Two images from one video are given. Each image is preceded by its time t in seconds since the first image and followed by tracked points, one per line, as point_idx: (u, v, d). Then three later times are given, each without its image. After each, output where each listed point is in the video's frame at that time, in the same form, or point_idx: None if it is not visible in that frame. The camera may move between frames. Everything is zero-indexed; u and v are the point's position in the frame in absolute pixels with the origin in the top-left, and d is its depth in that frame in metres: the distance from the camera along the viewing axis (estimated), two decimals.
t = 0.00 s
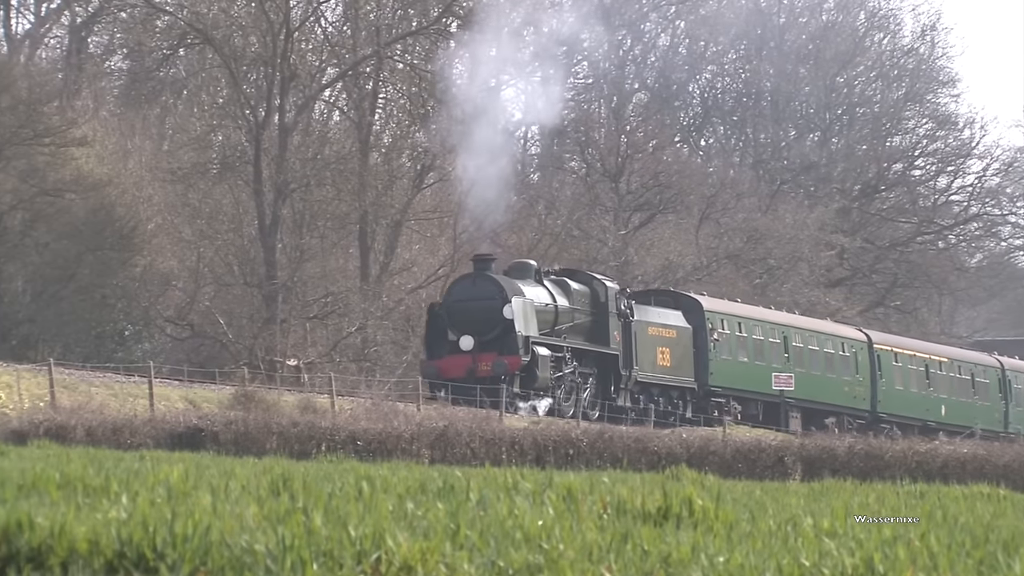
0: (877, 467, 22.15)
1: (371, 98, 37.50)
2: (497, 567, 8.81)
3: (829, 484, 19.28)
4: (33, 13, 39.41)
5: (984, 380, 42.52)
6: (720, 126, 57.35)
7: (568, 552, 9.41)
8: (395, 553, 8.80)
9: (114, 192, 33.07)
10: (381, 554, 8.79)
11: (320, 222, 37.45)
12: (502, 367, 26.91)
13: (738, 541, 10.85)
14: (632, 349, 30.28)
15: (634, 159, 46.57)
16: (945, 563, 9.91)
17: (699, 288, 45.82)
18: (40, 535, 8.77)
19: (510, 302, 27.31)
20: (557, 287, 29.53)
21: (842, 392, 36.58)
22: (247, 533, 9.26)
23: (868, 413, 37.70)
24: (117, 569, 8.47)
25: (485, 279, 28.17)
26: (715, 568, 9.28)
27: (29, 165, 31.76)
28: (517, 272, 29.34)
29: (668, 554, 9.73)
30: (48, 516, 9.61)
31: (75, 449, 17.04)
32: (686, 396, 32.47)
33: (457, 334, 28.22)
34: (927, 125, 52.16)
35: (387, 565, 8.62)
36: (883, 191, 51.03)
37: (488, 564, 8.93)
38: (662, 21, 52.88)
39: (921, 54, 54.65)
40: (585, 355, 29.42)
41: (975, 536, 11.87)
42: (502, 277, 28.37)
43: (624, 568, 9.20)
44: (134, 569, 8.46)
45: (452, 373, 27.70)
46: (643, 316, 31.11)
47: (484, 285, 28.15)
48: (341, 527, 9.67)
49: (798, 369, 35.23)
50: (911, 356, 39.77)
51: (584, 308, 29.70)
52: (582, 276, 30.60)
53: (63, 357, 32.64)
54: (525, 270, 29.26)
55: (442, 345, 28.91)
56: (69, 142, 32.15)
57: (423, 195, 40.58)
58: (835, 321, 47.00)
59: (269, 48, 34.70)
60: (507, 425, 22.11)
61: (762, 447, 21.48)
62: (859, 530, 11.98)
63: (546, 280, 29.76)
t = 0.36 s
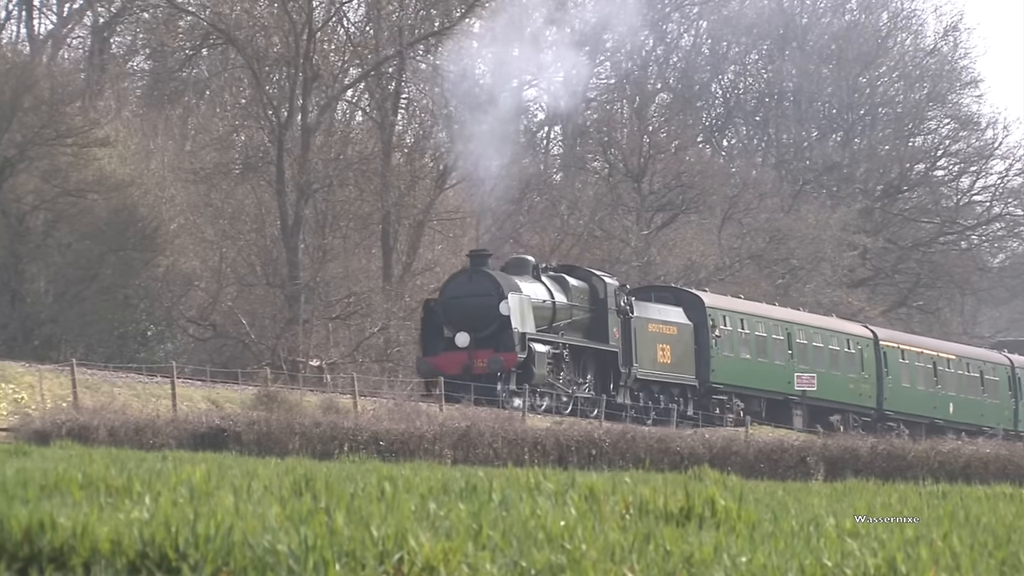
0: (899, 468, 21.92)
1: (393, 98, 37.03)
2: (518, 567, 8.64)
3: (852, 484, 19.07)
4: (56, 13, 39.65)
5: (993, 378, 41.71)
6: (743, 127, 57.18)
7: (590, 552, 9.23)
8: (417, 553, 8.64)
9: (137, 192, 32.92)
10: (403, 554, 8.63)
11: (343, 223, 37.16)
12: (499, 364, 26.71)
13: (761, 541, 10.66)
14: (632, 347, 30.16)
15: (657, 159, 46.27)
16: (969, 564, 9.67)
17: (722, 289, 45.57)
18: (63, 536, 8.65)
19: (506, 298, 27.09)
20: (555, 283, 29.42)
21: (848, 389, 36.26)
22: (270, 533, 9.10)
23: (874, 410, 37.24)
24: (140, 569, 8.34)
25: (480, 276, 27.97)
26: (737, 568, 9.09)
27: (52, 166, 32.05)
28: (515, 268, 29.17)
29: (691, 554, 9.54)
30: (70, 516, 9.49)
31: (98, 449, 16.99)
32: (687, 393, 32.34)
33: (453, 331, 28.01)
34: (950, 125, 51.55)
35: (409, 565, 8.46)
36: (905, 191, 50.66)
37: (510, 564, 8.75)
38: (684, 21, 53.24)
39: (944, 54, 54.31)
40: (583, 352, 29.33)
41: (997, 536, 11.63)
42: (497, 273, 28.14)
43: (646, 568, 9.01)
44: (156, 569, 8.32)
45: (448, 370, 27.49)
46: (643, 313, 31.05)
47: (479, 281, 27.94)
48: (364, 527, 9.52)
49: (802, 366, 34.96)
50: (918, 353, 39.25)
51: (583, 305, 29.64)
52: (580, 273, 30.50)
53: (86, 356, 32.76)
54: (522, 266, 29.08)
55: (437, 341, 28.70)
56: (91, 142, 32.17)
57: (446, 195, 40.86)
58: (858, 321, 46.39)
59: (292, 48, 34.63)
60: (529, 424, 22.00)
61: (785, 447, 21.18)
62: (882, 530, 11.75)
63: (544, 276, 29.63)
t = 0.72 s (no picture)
0: (923, 467, 21.92)
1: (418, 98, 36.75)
2: (542, 567, 8.46)
3: (877, 484, 18.86)
4: (81, 15, 40.03)
5: (1003, 375, 41.73)
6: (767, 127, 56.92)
7: (614, 552, 9.06)
8: (442, 553, 8.48)
9: (161, 192, 32.90)
10: (427, 554, 8.48)
11: (367, 223, 36.85)
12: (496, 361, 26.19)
13: (785, 541, 10.47)
14: (631, 344, 29.64)
15: (681, 159, 46.04)
16: (992, 563, 9.46)
17: (746, 289, 45.49)
18: (87, 536, 8.51)
19: (504, 294, 26.58)
20: (553, 280, 28.82)
21: (854, 386, 35.82)
22: (294, 534, 8.95)
23: (883, 408, 36.79)
24: (164, 569, 8.19)
25: (478, 271, 27.46)
26: (761, 568, 8.91)
27: (75, 166, 31.98)
28: (512, 264, 28.66)
29: (714, 554, 9.36)
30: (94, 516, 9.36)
31: (122, 449, 16.93)
32: (690, 390, 31.73)
33: (449, 328, 27.49)
34: (974, 125, 50.89)
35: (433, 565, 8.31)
36: (929, 191, 50.11)
37: (534, 564, 8.59)
38: (709, 21, 50.33)
39: (968, 53, 53.59)
40: (582, 349, 28.69)
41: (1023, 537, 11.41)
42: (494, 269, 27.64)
43: (670, 567, 8.84)
44: (180, 569, 8.18)
45: (445, 367, 26.90)
46: (643, 309, 30.53)
47: (476, 277, 27.43)
48: (388, 527, 9.37)
49: (806, 364, 34.62)
50: (926, 350, 38.96)
51: (581, 301, 29.08)
52: (579, 269, 29.88)
53: (110, 356, 32.32)
54: (520, 262, 28.56)
55: (433, 338, 28.18)
56: (115, 142, 32.11)
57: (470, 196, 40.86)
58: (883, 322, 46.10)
59: (316, 48, 34.64)
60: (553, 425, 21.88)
61: (810, 447, 21.08)
62: (907, 530, 11.54)
63: (542, 272, 29.01)
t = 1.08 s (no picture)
0: (952, 468, 21.52)
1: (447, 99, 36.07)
2: (571, 567, 8.25)
3: (905, 484, 18.63)
4: (109, 15, 40.22)
5: (1016, 373, 41.25)
6: (795, 127, 54.87)
7: (643, 552, 8.85)
8: (471, 553, 8.29)
9: (191, 192, 32.79)
10: (457, 555, 8.29)
11: (395, 223, 37.17)
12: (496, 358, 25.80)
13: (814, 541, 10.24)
14: (635, 341, 29.33)
15: (710, 159, 45.99)
16: None
17: (775, 290, 45.35)
18: (116, 536, 8.36)
19: (505, 290, 26.20)
20: (556, 275, 28.46)
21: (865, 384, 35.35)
22: (324, 534, 8.77)
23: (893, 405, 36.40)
24: (193, 570, 8.03)
25: (478, 267, 27.04)
26: (791, 569, 8.69)
27: (104, 166, 31.94)
28: (514, 259, 28.21)
29: (743, 554, 9.15)
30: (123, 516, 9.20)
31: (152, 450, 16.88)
32: (695, 387, 31.48)
33: (449, 324, 27.06)
34: (1003, 126, 50.48)
35: (462, 566, 8.13)
36: (958, 192, 49.99)
37: (564, 564, 8.40)
38: (737, 21, 48.31)
39: (997, 55, 52.57)
40: (586, 346, 28.46)
41: None
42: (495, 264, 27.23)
43: (700, 568, 8.63)
44: (209, 569, 8.02)
45: (445, 363, 26.54)
46: (648, 305, 30.28)
47: (476, 273, 27.03)
48: (417, 527, 9.18)
49: (816, 360, 34.14)
50: (939, 348, 38.24)
51: (584, 297, 28.73)
52: (583, 264, 29.56)
53: (139, 358, 32.25)
54: (522, 258, 28.10)
55: (433, 334, 27.77)
56: (145, 142, 32.07)
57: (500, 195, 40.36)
58: (910, 322, 46.24)
59: (345, 49, 34.47)
60: (582, 425, 21.76)
61: (839, 447, 20.79)
62: (935, 530, 11.29)
63: (545, 267, 28.67)
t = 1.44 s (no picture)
0: (986, 468, 21.13)
1: (481, 100, 35.06)
2: (607, 568, 8.04)
3: (940, 484, 18.31)
4: (144, 14, 40.24)
5: None
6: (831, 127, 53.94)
7: (678, 553, 8.63)
8: (505, 553, 8.10)
9: (226, 193, 32.66)
10: (491, 554, 8.09)
11: (430, 223, 37.17)
12: (502, 355, 25.38)
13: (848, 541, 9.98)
14: (646, 337, 28.72)
15: (744, 159, 45.51)
16: None
17: (810, 291, 45.17)
18: (150, 535, 8.19)
19: (511, 286, 25.71)
20: (564, 271, 27.87)
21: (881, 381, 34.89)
22: (358, 534, 8.57)
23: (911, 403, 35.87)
24: (228, 570, 7.86)
25: (483, 263, 26.56)
26: (825, 569, 8.45)
27: (139, 167, 31.96)
28: (522, 255, 27.86)
29: (778, 554, 8.90)
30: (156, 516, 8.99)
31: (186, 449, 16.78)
32: (707, 384, 30.76)
33: (456, 320, 26.66)
34: None
35: (496, 566, 7.94)
36: (994, 192, 49.19)
37: (598, 564, 8.19)
38: (773, 21, 45.41)
39: None
40: (594, 342, 27.98)
41: None
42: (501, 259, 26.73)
43: (734, 568, 8.40)
44: (244, 569, 7.84)
45: (452, 360, 26.17)
46: (657, 301, 29.58)
47: (483, 268, 26.53)
48: (452, 527, 8.98)
49: (831, 357, 33.46)
50: (958, 344, 37.52)
51: (592, 293, 28.18)
52: (591, 261, 29.04)
53: (174, 358, 32.47)
54: (530, 254, 27.75)
55: (440, 330, 27.38)
56: (179, 142, 32.07)
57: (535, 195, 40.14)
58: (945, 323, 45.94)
59: (379, 49, 34.37)
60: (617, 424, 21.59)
61: (874, 447, 20.37)
62: (970, 530, 11.01)
63: (553, 263, 28.11)
